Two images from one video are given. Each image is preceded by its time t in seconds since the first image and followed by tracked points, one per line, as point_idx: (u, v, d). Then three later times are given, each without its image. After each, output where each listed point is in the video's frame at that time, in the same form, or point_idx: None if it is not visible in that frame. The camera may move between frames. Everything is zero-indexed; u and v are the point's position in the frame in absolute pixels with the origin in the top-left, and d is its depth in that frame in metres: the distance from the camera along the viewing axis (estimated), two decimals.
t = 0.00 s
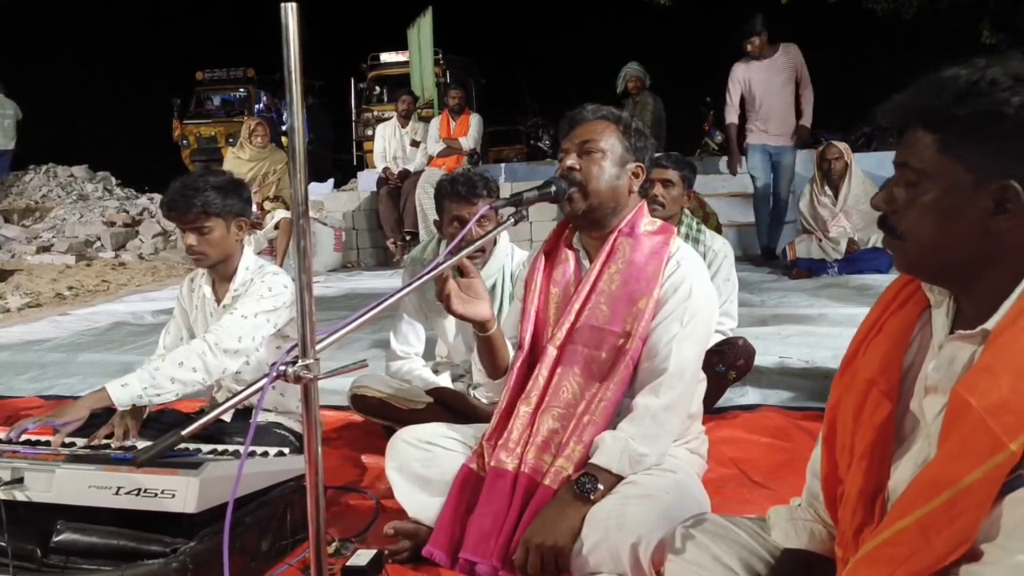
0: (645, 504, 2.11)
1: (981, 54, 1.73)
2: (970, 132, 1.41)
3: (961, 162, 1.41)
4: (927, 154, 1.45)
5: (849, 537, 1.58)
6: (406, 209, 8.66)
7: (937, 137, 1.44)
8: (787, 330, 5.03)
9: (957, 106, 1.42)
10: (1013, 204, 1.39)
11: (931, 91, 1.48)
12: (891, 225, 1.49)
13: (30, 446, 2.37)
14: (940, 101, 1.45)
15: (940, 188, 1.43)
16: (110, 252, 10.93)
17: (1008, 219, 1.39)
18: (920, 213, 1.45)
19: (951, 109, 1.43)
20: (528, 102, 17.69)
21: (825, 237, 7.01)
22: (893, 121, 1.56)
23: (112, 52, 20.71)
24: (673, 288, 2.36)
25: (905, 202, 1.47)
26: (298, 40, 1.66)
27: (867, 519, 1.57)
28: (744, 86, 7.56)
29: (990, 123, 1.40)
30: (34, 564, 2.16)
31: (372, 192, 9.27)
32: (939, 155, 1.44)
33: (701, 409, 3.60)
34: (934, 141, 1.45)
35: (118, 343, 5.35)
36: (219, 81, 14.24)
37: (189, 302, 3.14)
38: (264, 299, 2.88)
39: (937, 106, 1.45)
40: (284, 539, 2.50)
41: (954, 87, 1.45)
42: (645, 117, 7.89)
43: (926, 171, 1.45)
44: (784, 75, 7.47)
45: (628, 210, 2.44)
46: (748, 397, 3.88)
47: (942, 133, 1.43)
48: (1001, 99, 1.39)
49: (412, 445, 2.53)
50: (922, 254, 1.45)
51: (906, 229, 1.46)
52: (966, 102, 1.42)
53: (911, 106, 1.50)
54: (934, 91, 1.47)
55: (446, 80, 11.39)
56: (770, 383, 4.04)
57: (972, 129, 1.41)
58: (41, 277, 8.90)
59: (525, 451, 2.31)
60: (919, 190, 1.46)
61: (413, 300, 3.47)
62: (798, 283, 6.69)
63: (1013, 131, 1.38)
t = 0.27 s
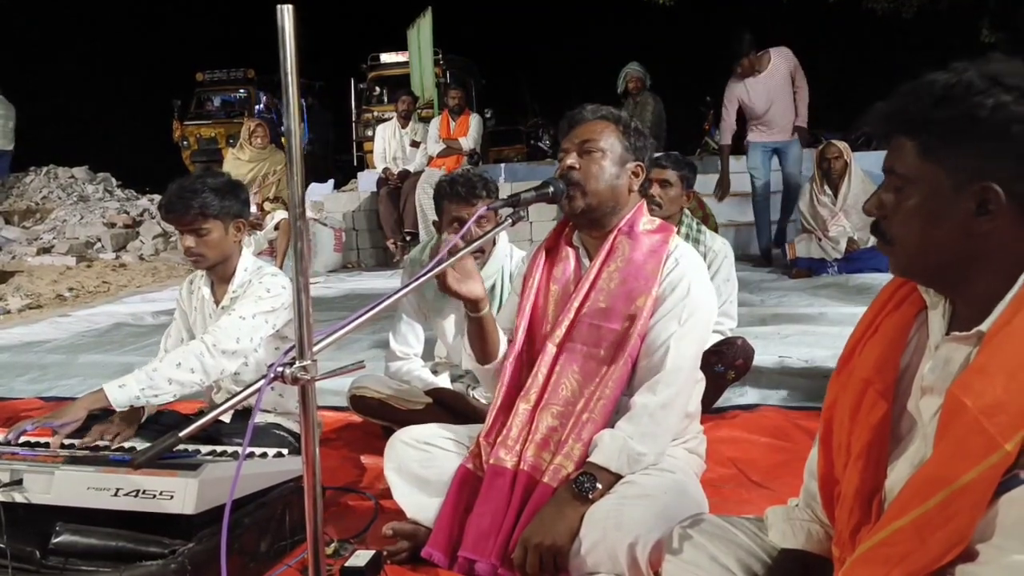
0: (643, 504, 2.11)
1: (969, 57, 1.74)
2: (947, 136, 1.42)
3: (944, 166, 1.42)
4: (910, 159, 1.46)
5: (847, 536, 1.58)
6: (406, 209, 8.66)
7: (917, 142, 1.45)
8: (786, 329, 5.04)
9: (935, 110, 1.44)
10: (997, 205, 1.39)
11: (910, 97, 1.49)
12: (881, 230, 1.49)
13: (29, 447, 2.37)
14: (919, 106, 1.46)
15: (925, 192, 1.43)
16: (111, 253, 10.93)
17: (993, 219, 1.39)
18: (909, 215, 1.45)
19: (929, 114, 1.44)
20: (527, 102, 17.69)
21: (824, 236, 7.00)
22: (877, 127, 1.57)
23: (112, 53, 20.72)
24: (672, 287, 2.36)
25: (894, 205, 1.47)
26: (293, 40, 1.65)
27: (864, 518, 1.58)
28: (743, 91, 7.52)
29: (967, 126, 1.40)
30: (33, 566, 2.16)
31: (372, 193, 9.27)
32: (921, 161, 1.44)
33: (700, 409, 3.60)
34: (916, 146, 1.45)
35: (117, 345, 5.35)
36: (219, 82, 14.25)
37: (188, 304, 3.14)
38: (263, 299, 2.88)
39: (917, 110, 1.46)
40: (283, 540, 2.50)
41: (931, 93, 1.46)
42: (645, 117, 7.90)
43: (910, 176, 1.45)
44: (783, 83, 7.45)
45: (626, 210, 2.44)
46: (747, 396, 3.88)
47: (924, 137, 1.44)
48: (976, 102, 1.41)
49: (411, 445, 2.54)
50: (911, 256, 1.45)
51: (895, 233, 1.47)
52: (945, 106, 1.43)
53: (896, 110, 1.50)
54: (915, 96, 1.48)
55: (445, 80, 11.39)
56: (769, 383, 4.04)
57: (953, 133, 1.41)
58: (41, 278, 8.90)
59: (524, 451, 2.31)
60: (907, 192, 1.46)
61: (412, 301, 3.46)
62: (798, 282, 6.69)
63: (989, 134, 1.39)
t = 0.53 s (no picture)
0: (641, 504, 2.11)
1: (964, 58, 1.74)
2: (936, 138, 1.42)
3: (934, 168, 1.42)
4: (902, 163, 1.45)
5: (845, 537, 1.58)
6: (406, 209, 8.66)
7: (907, 145, 1.45)
8: (787, 328, 5.04)
9: (923, 114, 1.44)
10: (987, 207, 1.39)
11: (900, 100, 1.49)
12: (876, 232, 1.50)
13: (28, 449, 2.38)
14: (908, 110, 1.46)
15: (914, 196, 1.44)
16: (111, 254, 10.94)
17: (984, 221, 1.39)
18: (901, 218, 1.45)
19: (917, 117, 1.44)
20: (527, 101, 17.68)
21: (824, 235, 7.00)
22: (870, 129, 1.57)
23: (112, 55, 20.74)
24: (672, 288, 2.36)
25: (887, 208, 1.47)
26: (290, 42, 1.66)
27: (862, 519, 1.58)
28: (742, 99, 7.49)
29: (955, 129, 1.40)
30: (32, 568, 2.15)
31: (372, 193, 9.27)
32: (912, 164, 1.44)
33: (700, 408, 3.60)
34: (906, 149, 1.45)
35: (118, 346, 5.36)
36: (219, 83, 14.26)
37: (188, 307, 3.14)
38: (262, 301, 2.89)
39: (907, 114, 1.46)
40: (283, 541, 2.51)
41: (920, 96, 1.46)
42: (643, 117, 7.90)
43: (902, 178, 1.45)
44: (782, 96, 7.43)
45: (626, 211, 2.44)
46: (747, 396, 3.88)
47: (914, 140, 1.44)
48: (965, 104, 1.40)
49: (410, 445, 2.54)
50: (907, 258, 1.45)
51: (890, 234, 1.46)
52: (932, 109, 1.43)
53: (885, 115, 1.50)
54: (905, 99, 1.48)
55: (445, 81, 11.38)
56: (769, 382, 4.04)
57: (943, 134, 1.41)
58: (42, 280, 8.91)
59: (523, 450, 2.31)
60: (897, 196, 1.46)
61: (412, 301, 3.47)
62: (799, 281, 6.69)
63: (977, 137, 1.38)
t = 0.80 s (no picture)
0: (640, 504, 2.11)
1: (959, 57, 1.73)
2: (930, 139, 1.41)
3: (928, 169, 1.42)
4: (897, 164, 1.46)
5: (844, 537, 1.58)
6: (406, 209, 8.66)
7: (902, 146, 1.45)
8: (787, 327, 5.03)
9: (916, 115, 1.44)
10: (982, 208, 1.39)
11: (893, 101, 1.49)
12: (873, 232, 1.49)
13: (28, 451, 2.38)
14: (903, 111, 1.46)
15: (910, 196, 1.44)
16: (112, 256, 10.95)
17: (982, 221, 1.39)
18: (898, 220, 1.45)
19: (910, 118, 1.44)
20: (527, 100, 17.66)
21: (825, 234, 7.00)
22: (865, 131, 1.57)
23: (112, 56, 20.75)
24: (671, 289, 2.36)
25: (884, 209, 1.47)
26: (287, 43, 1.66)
27: (861, 519, 1.57)
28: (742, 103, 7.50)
29: (950, 130, 1.40)
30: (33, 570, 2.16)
31: (372, 193, 9.28)
32: (908, 165, 1.44)
33: (700, 408, 3.60)
34: (902, 149, 1.45)
35: (119, 348, 5.36)
36: (219, 84, 14.26)
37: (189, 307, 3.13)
38: (264, 304, 2.89)
39: (901, 115, 1.46)
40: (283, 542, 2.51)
41: (914, 97, 1.46)
42: (642, 117, 7.89)
43: (898, 179, 1.45)
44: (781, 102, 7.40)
45: (625, 211, 2.44)
46: (747, 395, 3.88)
47: (909, 141, 1.44)
48: (959, 105, 1.40)
49: (410, 446, 2.54)
50: (906, 259, 1.45)
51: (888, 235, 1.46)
52: (926, 110, 1.43)
53: (879, 116, 1.50)
54: (899, 101, 1.48)
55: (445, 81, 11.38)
56: (769, 381, 4.04)
57: (938, 135, 1.41)
58: (43, 282, 8.92)
59: (523, 451, 2.31)
60: (893, 197, 1.46)
61: (412, 302, 3.47)
62: (800, 280, 6.69)
63: (971, 138, 1.38)
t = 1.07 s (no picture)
0: (640, 504, 2.11)
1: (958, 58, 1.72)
2: (927, 141, 1.41)
3: (926, 170, 1.42)
4: (895, 165, 1.46)
5: (844, 537, 1.58)
6: (406, 209, 8.66)
7: (900, 147, 1.45)
8: (788, 327, 5.03)
9: (913, 116, 1.43)
10: (981, 209, 1.39)
11: (889, 102, 1.49)
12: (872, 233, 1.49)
13: (29, 452, 2.38)
14: (900, 111, 1.46)
15: (907, 198, 1.44)
16: (113, 257, 10.95)
17: (980, 222, 1.40)
18: (898, 221, 1.45)
19: (907, 120, 1.44)
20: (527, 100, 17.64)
21: (825, 233, 7.00)
22: (862, 132, 1.57)
23: (113, 57, 20.76)
24: (671, 289, 2.36)
25: (883, 210, 1.47)
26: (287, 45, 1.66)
27: (861, 519, 1.57)
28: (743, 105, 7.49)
29: (948, 130, 1.40)
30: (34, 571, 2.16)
31: (373, 193, 9.28)
32: (906, 167, 1.44)
33: (700, 408, 3.60)
34: (900, 151, 1.45)
35: (119, 349, 5.37)
36: (219, 85, 14.26)
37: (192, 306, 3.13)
38: (269, 306, 2.90)
39: (898, 116, 1.46)
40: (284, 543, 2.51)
41: (912, 98, 1.46)
42: (641, 116, 7.88)
43: (896, 182, 1.45)
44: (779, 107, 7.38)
45: (625, 212, 2.44)
46: (748, 395, 3.88)
47: (906, 143, 1.44)
48: (955, 106, 1.39)
49: (411, 446, 2.54)
50: (905, 260, 1.45)
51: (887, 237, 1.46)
52: (923, 111, 1.43)
53: (876, 118, 1.50)
54: (895, 102, 1.48)
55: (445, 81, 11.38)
56: (770, 381, 4.04)
57: (936, 137, 1.41)
58: (43, 283, 8.92)
59: (524, 452, 2.31)
60: (891, 198, 1.46)
61: (412, 302, 3.47)
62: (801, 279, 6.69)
63: (969, 138, 1.38)
